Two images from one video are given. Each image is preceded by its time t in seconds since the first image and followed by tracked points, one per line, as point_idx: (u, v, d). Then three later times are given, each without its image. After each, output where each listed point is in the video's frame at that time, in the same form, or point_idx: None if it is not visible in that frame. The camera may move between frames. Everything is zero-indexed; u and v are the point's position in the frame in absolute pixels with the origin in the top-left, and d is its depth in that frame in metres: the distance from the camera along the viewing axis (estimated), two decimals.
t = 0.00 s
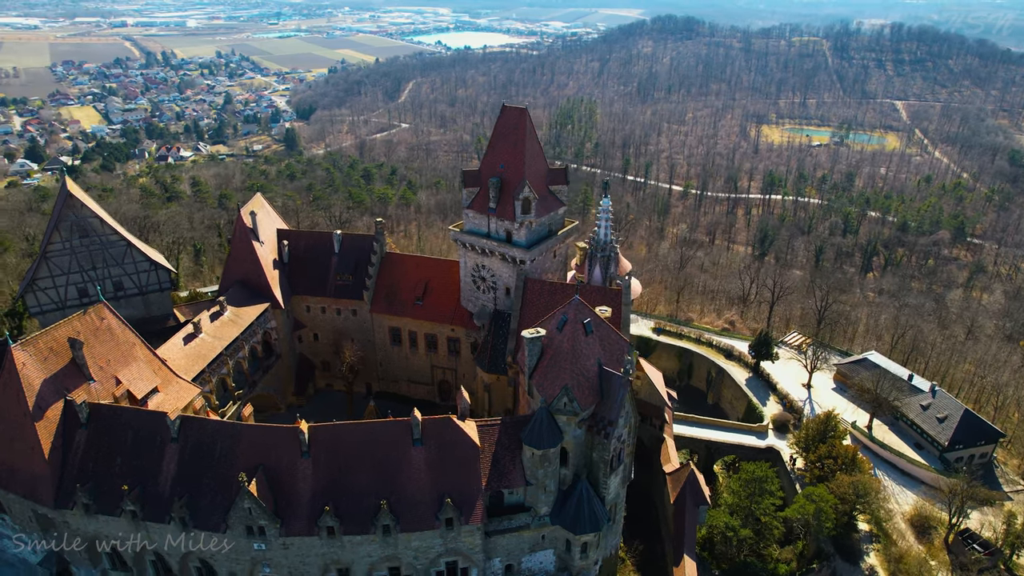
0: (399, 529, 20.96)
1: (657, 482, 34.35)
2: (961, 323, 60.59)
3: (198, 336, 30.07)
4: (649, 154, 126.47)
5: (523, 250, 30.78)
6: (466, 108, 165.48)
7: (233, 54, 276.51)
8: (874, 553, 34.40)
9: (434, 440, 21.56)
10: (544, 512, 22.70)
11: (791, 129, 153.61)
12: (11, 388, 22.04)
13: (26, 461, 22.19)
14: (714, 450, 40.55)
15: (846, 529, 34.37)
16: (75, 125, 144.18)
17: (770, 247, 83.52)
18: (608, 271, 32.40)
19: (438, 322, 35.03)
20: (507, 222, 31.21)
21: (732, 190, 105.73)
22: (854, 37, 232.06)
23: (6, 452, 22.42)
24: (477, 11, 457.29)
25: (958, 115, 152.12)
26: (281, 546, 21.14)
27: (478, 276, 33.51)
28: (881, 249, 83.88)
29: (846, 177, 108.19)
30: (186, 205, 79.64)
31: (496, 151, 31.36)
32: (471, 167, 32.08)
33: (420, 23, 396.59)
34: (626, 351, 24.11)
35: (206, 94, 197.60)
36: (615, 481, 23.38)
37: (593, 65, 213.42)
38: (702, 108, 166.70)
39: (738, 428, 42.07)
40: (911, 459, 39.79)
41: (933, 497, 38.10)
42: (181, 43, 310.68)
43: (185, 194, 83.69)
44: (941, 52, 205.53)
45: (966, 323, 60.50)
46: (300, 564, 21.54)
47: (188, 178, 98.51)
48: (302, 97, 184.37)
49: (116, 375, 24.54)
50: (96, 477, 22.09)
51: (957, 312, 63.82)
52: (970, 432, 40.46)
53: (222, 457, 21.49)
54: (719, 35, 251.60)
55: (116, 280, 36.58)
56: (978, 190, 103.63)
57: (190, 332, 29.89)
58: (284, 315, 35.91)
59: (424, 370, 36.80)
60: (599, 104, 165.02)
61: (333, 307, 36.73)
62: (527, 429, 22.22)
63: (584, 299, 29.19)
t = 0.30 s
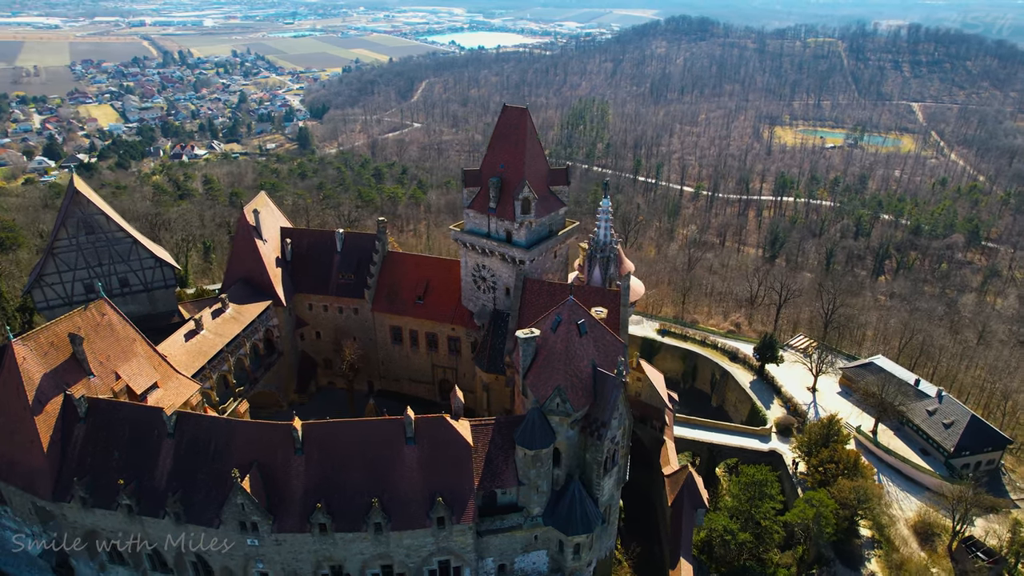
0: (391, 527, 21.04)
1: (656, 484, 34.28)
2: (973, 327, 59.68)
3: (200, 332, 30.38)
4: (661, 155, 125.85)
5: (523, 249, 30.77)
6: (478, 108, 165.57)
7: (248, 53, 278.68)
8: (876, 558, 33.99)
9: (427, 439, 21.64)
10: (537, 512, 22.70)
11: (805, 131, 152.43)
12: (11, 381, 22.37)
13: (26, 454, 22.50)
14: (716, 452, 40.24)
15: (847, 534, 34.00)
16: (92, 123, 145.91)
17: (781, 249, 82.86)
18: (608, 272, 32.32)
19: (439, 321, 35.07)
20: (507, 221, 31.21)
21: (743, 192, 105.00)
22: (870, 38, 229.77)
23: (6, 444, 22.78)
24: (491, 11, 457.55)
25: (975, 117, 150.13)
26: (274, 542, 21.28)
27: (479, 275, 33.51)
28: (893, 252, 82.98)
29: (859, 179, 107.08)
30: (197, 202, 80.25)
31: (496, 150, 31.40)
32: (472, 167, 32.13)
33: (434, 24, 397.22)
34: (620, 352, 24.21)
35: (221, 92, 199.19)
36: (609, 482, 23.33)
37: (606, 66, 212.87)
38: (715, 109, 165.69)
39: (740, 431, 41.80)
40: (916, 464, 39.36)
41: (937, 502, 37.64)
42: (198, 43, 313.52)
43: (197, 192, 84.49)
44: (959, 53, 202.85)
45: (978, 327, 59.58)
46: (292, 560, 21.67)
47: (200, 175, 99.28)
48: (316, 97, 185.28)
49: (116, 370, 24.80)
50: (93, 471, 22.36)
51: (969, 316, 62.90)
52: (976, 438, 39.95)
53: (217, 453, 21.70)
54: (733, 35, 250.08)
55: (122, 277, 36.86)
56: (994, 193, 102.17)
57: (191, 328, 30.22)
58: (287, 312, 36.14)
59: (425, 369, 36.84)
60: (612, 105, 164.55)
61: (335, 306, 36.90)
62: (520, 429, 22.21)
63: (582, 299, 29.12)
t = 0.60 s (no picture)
0: (382, 525, 21.12)
1: (655, 486, 34.20)
2: (986, 332, 58.83)
3: (201, 329, 30.69)
4: (673, 156, 125.23)
5: (522, 250, 30.77)
6: (491, 108, 165.70)
7: (264, 53, 280.67)
8: (877, 564, 33.65)
9: (420, 438, 21.67)
10: (529, 512, 22.67)
11: (819, 133, 151.12)
12: (12, 376, 22.72)
13: (26, 448, 22.81)
14: (718, 455, 40.03)
15: (848, 540, 33.65)
16: (109, 122, 147.64)
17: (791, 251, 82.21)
18: (607, 272, 32.23)
19: (439, 320, 35.15)
20: (506, 221, 31.22)
21: (755, 193, 104.22)
22: (887, 39, 227.54)
23: (7, 437, 23.11)
24: (506, 11, 457.58)
25: (993, 120, 148.14)
26: (267, 539, 21.46)
27: (479, 275, 33.54)
28: (906, 256, 81.97)
29: (872, 182, 105.96)
30: (210, 200, 80.94)
31: (496, 151, 31.42)
32: (473, 167, 32.19)
33: (448, 23, 398.09)
34: (614, 354, 24.15)
35: (236, 91, 200.66)
36: (603, 484, 23.25)
37: (620, 66, 212.26)
38: (729, 110, 164.70)
39: (743, 434, 41.58)
40: (921, 470, 38.91)
41: (941, 509, 37.20)
42: (215, 42, 316.19)
43: (210, 190, 85.23)
44: (978, 54, 200.22)
45: (991, 332, 58.72)
46: (285, 556, 21.85)
47: (213, 173, 100.12)
48: (330, 96, 186.27)
49: (117, 366, 25.08)
50: (91, 465, 22.62)
51: (982, 321, 62.01)
52: (983, 444, 39.41)
53: (212, 449, 21.89)
54: (748, 36, 248.51)
55: (127, 273, 37.21)
56: (1010, 196, 100.64)
57: (193, 326, 30.53)
58: (289, 310, 36.37)
59: (426, 368, 36.94)
60: (624, 105, 164.09)
61: (337, 304, 37.10)
62: (513, 430, 22.22)
63: (580, 299, 29.07)
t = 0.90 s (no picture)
0: (374, 523, 21.21)
1: (655, 489, 34.13)
2: (998, 338, 57.91)
3: (203, 326, 30.96)
4: (685, 157, 124.62)
5: (522, 250, 30.78)
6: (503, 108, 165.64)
7: (279, 52, 282.58)
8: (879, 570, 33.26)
9: (412, 437, 21.74)
10: (522, 513, 22.66)
11: (833, 135, 149.75)
12: (14, 370, 23.07)
13: (26, 441, 23.16)
14: (720, 458, 39.80)
15: (849, 545, 33.40)
16: (126, 120, 149.26)
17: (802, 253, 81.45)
18: (606, 273, 32.15)
19: (439, 320, 35.21)
20: (506, 222, 31.25)
21: (767, 195, 103.34)
22: (904, 40, 225.00)
23: (7, 430, 23.47)
24: (520, 11, 457.45)
25: (1012, 123, 146.04)
26: (260, 535, 21.63)
27: (480, 275, 33.56)
28: (919, 260, 80.92)
29: (886, 185, 104.74)
30: (221, 198, 81.57)
31: (497, 151, 31.44)
32: (474, 166, 32.25)
33: (463, 24, 398.68)
34: (608, 355, 24.19)
35: (251, 91, 202.08)
36: (596, 486, 23.22)
37: (634, 67, 211.43)
38: (742, 112, 163.60)
39: (746, 437, 41.31)
40: (926, 476, 38.47)
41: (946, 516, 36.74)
42: (231, 42, 318.57)
43: (222, 188, 85.89)
44: (997, 55, 197.34)
45: (1004, 338, 57.79)
46: (278, 552, 22.00)
47: (226, 172, 100.87)
48: (343, 96, 187.12)
49: (117, 362, 25.36)
50: (89, 460, 22.92)
51: (995, 326, 61.05)
52: (990, 451, 38.88)
53: (208, 445, 22.10)
54: (764, 37, 246.67)
55: (133, 270, 37.61)
56: None
57: (194, 323, 30.80)
58: (291, 308, 36.57)
59: (427, 367, 37.03)
60: (637, 106, 163.51)
61: (339, 303, 37.28)
62: (506, 430, 22.21)
63: (579, 300, 29.09)
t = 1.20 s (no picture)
0: (366, 521, 21.33)
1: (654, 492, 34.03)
2: (1012, 343, 56.96)
3: (205, 323, 31.24)
4: (697, 158, 123.96)
5: (521, 250, 30.80)
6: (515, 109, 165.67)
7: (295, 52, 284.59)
8: None
9: (405, 436, 21.83)
10: (514, 513, 22.64)
11: (848, 137, 148.33)
12: (16, 365, 23.43)
13: (27, 435, 23.53)
14: (721, 462, 39.63)
15: (850, 552, 32.97)
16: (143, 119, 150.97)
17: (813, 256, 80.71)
18: (605, 275, 32.05)
19: (440, 319, 35.26)
20: (506, 222, 31.27)
21: (779, 197, 102.48)
22: (923, 41, 222.16)
23: (9, 424, 23.87)
24: (536, 11, 457.16)
25: None
26: (253, 530, 21.80)
27: (480, 275, 33.59)
28: (933, 263, 79.85)
29: (901, 187, 103.50)
30: (233, 196, 82.27)
31: (498, 151, 31.47)
32: (474, 167, 32.33)
33: (478, 24, 399.24)
34: (602, 357, 24.21)
35: (267, 90, 203.66)
36: (589, 487, 23.17)
37: (648, 68, 210.57)
38: (757, 113, 162.47)
39: (749, 440, 41.05)
40: (931, 483, 37.98)
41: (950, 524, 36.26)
42: (248, 41, 321.11)
43: (234, 186, 86.63)
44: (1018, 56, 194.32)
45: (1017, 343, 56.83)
46: (271, 548, 22.17)
47: (239, 170, 101.66)
48: (357, 96, 188.02)
49: (118, 358, 25.65)
50: (87, 454, 23.22)
51: (1009, 331, 60.05)
52: (997, 459, 38.36)
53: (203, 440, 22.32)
54: (780, 38, 244.79)
55: (139, 267, 38.03)
56: None
57: (197, 319, 31.10)
58: (294, 306, 36.81)
59: (427, 367, 37.12)
60: (650, 107, 162.89)
61: (341, 301, 37.48)
62: (499, 431, 22.19)
63: (577, 301, 29.06)
